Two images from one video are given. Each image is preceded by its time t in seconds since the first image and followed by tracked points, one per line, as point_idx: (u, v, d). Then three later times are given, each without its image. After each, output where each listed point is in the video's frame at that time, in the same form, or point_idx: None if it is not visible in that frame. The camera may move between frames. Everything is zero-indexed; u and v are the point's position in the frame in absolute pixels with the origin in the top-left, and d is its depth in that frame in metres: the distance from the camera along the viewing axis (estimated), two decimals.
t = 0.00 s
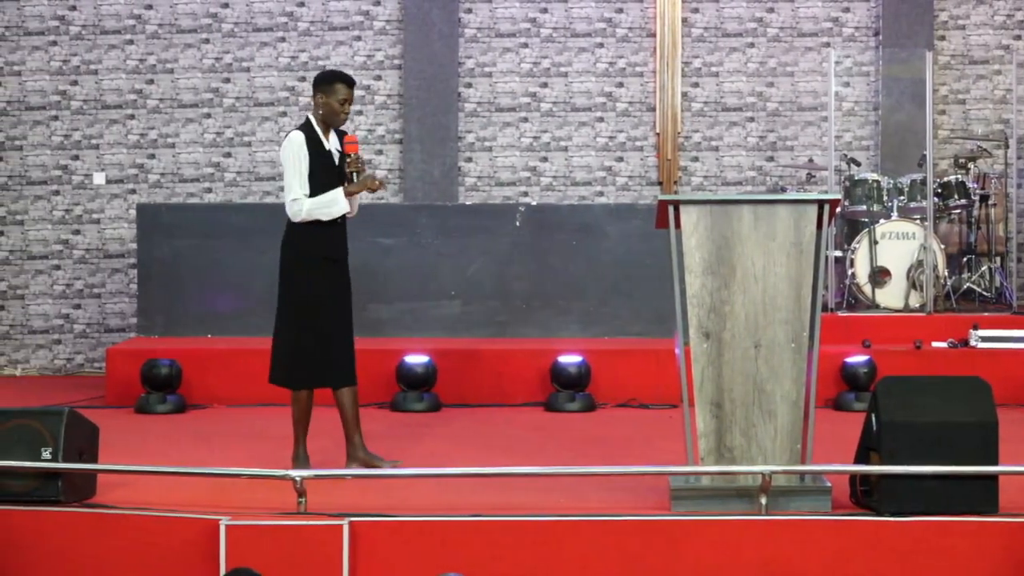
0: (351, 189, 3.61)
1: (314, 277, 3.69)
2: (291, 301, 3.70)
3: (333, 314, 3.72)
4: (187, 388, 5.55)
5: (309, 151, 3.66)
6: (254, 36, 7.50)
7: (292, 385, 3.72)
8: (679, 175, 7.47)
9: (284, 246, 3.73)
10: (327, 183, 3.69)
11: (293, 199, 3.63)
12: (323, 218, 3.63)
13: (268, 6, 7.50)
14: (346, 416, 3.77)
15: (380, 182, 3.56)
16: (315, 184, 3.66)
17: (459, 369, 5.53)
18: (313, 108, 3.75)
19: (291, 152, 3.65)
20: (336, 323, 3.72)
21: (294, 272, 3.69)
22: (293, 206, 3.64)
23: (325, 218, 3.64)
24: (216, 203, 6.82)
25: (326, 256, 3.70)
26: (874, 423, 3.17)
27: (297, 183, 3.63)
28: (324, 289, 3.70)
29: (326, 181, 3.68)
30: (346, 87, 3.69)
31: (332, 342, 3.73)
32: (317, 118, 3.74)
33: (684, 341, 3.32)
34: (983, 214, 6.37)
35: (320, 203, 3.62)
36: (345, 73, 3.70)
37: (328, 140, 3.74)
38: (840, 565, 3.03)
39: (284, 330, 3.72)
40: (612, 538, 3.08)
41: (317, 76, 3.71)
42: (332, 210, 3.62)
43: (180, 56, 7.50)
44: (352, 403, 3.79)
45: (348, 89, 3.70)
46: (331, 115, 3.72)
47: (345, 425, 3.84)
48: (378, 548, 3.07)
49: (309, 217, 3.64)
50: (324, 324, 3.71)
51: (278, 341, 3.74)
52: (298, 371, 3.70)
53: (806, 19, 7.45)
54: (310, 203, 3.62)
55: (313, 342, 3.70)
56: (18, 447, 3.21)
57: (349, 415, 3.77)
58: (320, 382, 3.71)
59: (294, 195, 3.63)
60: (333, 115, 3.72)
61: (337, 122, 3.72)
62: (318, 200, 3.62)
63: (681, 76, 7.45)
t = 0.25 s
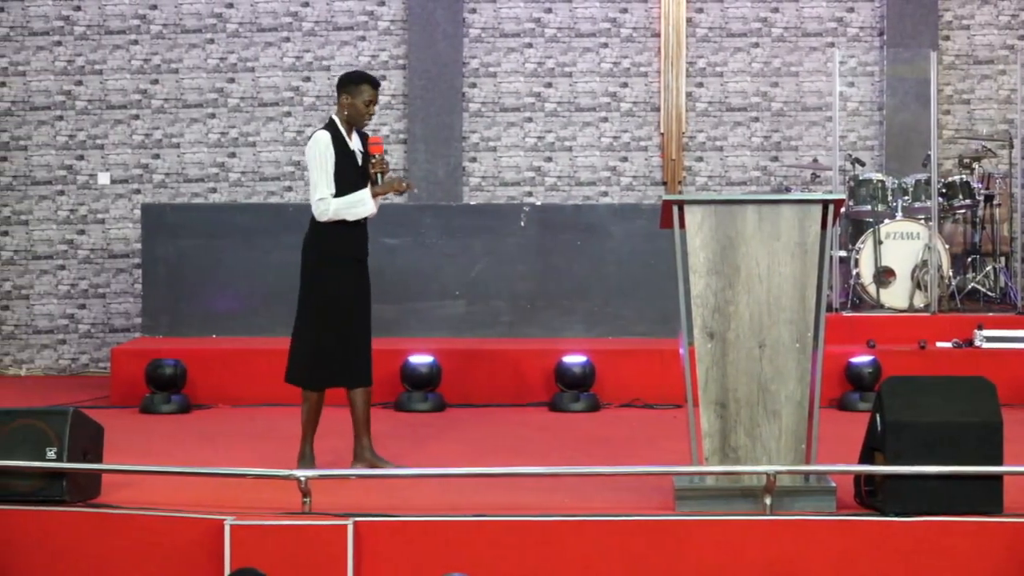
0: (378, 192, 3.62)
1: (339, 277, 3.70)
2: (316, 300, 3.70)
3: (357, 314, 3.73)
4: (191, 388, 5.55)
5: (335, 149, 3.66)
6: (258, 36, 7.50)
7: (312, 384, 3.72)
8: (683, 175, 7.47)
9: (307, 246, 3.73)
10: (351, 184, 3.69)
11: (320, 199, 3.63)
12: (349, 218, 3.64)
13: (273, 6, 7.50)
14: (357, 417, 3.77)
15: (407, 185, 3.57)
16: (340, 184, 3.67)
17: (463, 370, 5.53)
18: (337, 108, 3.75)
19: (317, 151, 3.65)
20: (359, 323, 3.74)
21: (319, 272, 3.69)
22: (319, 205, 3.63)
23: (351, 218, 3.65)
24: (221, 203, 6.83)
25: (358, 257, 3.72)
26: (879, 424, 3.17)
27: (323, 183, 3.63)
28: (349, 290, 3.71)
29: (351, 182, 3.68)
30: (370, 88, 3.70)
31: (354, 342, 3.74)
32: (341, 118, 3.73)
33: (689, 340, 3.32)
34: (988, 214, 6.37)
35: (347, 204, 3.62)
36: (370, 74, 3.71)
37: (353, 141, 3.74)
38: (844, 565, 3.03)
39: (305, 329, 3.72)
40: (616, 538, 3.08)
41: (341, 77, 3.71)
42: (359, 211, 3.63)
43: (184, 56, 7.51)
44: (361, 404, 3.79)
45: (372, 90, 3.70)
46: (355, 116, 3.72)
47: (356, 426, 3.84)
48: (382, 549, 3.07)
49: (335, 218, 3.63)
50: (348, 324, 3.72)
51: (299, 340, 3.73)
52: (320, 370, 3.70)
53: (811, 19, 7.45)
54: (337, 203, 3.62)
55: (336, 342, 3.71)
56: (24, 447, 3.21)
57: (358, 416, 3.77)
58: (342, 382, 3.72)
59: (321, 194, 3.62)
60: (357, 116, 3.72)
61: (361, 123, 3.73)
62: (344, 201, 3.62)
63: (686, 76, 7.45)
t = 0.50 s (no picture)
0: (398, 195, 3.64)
1: (358, 276, 3.71)
2: (335, 300, 3.71)
3: (376, 312, 3.75)
4: (194, 388, 5.55)
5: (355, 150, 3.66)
6: (262, 36, 7.50)
7: (332, 383, 3.74)
8: (687, 175, 7.47)
9: (329, 246, 3.72)
10: (370, 184, 3.70)
11: (339, 199, 3.62)
12: (366, 220, 3.66)
13: (277, 6, 7.50)
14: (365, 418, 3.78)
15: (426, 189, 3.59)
16: (358, 184, 3.67)
17: (467, 370, 5.53)
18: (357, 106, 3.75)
19: (338, 152, 3.64)
20: (378, 322, 3.76)
21: (338, 272, 3.70)
22: (337, 205, 3.63)
23: (368, 220, 3.67)
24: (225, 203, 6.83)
25: (377, 256, 3.73)
26: (883, 423, 3.17)
27: (344, 183, 3.63)
28: (368, 289, 3.72)
29: (369, 182, 3.68)
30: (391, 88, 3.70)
31: (372, 343, 3.76)
32: (360, 118, 3.74)
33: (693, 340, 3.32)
34: (992, 214, 6.35)
35: (366, 206, 3.64)
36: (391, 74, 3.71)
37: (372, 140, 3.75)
38: (848, 565, 3.03)
39: (327, 327, 3.74)
40: (619, 538, 3.08)
41: (360, 77, 3.70)
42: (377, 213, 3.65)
43: (188, 57, 7.51)
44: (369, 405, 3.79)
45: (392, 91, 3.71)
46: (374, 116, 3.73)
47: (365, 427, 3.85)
48: (386, 549, 3.07)
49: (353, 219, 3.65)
50: (367, 323, 3.74)
51: (321, 338, 3.75)
52: (340, 369, 3.72)
53: (815, 19, 7.44)
54: (356, 203, 3.63)
55: (355, 341, 3.73)
56: (28, 447, 3.21)
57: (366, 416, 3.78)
58: (362, 380, 3.74)
59: (341, 194, 3.62)
60: (377, 116, 3.73)
61: (381, 122, 3.73)
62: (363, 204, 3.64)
63: (690, 76, 7.45)
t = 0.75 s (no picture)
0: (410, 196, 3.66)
1: (368, 277, 3.72)
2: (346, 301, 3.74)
3: (387, 314, 3.76)
4: (194, 388, 5.55)
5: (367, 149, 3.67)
6: (262, 36, 7.51)
7: (347, 383, 3.78)
8: (687, 175, 7.47)
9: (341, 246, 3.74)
10: (381, 184, 3.70)
11: (350, 199, 3.63)
12: (377, 220, 3.66)
13: (277, 6, 7.50)
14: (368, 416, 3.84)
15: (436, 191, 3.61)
16: (369, 184, 3.67)
17: (467, 370, 5.53)
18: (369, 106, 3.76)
19: (349, 151, 3.65)
20: (388, 323, 3.77)
21: (347, 270, 3.72)
22: (348, 205, 3.64)
23: (380, 220, 3.68)
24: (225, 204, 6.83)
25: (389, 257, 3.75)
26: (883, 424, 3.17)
27: (354, 183, 3.63)
28: (374, 289, 3.72)
29: (380, 182, 3.69)
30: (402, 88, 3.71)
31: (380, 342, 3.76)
32: (372, 118, 3.75)
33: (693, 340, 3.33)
34: (992, 214, 6.34)
35: (377, 207, 3.65)
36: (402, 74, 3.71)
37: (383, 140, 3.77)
38: (847, 565, 3.03)
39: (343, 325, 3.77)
40: (618, 538, 3.08)
41: (372, 77, 3.72)
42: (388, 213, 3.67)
43: (188, 57, 7.51)
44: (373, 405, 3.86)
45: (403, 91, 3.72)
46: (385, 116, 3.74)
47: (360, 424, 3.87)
48: (385, 549, 3.07)
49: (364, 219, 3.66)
50: (378, 324, 3.75)
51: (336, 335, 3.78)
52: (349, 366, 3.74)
53: (814, 19, 7.44)
54: (367, 204, 3.63)
55: (366, 342, 3.74)
56: (28, 447, 3.22)
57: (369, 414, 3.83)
58: (366, 379, 3.74)
59: (352, 194, 3.62)
60: (388, 116, 3.74)
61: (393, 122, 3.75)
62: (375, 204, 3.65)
63: (690, 76, 7.45)
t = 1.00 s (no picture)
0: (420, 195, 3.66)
1: (371, 276, 3.71)
2: (352, 302, 3.74)
3: (388, 313, 3.74)
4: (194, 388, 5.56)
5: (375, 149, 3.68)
6: (262, 36, 7.51)
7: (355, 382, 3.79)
8: (687, 175, 7.47)
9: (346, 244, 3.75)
10: (389, 184, 3.71)
11: (359, 199, 3.63)
12: (387, 220, 3.67)
13: (277, 6, 7.50)
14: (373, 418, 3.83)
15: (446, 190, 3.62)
16: (377, 183, 3.68)
17: (467, 370, 5.53)
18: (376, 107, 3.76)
19: (357, 151, 3.65)
20: (393, 324, 3.75)
21: (352, 266, 3.73)
22: (358, 205, 3.64)
23: (390, 220, 3.68)
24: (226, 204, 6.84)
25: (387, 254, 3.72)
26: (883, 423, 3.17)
27: (363, 182, 3.64)
28: (373, 288, 3.72)
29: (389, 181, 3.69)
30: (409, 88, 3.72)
31: (379, 342, 3.75)
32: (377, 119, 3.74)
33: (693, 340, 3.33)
34: (992, 213, 6.33)
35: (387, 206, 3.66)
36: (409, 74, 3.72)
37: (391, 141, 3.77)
38: (846, 564, 3.03)
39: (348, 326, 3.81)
40: (618, 538, 3.08)
41: (377, 78, 3.72)
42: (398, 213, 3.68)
43: (188, 56, 7.51)
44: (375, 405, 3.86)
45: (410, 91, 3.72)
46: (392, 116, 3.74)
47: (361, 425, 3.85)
48: (385, 549, 3.07)
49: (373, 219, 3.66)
50: (381, 324, 3.74)
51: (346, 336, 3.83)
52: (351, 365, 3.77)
53: (814, 19, 7.44)
54: (377, 204, 3.64)
55: (371, 344, 3.74)
56: (28, 447, 3.22)
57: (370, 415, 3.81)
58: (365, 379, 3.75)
59: (361, 195, 3.62)
60: (394, 116, 3.74)
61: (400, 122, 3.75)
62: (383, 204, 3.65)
63: (689, 75, 7.44)
